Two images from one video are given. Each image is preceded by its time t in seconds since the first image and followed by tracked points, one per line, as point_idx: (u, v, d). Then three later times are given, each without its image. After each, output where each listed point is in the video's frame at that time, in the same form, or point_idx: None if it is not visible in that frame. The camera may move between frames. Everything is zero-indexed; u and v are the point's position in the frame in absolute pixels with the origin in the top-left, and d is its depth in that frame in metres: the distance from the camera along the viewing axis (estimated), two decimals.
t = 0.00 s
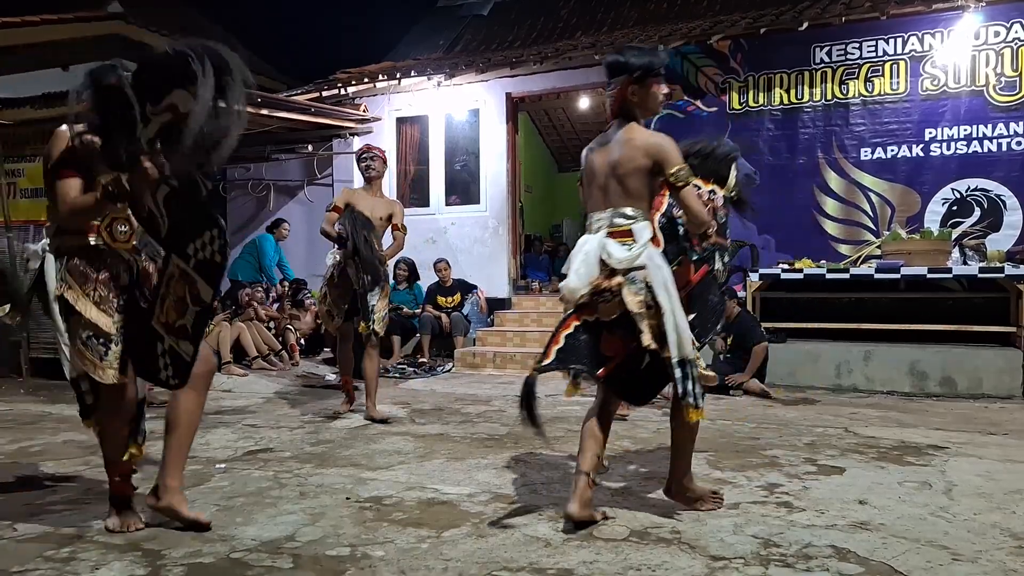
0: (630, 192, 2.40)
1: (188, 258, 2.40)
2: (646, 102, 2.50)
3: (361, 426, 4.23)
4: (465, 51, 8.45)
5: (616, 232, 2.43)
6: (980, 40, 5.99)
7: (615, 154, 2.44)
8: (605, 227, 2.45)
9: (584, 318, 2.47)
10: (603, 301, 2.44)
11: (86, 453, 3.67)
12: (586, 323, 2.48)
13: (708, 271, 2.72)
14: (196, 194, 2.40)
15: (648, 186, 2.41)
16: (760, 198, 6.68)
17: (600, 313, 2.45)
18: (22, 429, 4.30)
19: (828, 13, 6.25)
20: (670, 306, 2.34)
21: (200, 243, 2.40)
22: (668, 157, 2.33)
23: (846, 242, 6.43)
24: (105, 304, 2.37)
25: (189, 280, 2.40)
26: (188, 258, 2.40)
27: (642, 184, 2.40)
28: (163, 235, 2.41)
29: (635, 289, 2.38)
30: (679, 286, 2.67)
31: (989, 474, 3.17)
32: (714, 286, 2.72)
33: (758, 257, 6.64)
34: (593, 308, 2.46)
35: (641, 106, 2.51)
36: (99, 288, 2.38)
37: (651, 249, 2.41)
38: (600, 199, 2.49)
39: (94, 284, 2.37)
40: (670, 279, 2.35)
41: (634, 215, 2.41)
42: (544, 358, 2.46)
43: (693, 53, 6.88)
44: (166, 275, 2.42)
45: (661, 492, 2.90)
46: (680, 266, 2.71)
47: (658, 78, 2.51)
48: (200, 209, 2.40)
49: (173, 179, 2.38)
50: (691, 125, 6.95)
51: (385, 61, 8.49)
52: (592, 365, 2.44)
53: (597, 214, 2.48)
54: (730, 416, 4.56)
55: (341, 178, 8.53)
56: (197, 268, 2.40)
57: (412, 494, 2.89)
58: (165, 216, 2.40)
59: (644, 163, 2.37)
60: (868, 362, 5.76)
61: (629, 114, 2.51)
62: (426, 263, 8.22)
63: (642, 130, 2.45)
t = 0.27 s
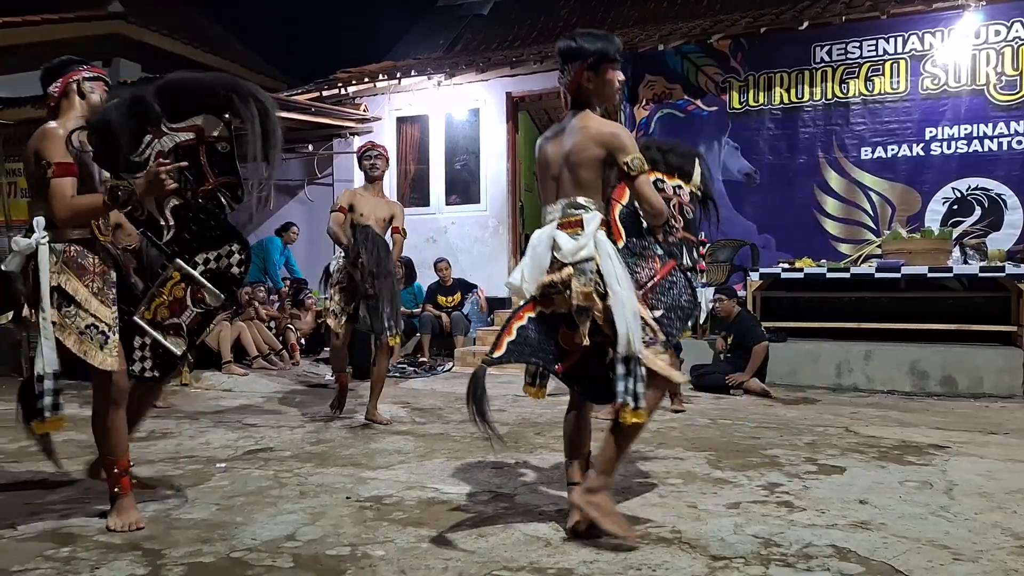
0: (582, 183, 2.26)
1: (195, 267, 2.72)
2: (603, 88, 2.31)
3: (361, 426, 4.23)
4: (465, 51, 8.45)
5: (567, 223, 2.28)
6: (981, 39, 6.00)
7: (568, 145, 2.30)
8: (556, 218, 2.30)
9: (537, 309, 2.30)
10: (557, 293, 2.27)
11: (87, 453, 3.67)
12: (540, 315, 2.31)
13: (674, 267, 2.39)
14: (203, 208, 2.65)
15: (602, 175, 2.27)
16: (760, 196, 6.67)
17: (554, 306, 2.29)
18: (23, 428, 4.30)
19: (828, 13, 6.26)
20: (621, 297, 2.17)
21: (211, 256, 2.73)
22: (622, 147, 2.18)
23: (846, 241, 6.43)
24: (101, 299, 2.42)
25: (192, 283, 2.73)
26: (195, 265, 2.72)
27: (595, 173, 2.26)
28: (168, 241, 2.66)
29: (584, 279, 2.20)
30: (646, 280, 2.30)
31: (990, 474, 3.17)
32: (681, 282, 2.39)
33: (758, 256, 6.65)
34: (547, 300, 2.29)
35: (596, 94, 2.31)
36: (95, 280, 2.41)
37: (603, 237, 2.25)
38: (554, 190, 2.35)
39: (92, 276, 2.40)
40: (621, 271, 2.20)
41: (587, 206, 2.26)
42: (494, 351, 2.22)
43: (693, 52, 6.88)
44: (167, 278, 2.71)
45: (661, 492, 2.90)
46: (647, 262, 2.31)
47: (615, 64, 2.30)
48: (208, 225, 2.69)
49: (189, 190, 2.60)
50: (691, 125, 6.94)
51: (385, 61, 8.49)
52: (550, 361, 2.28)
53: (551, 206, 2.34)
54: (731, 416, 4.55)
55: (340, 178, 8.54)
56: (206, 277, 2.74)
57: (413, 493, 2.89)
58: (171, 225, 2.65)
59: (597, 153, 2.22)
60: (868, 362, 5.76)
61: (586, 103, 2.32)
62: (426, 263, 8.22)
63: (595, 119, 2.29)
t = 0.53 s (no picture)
0: (557, 186, 2.14)
1: (167, 285, 2.70)
2: (580, 85, 2.22)
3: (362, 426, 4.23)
4: (465, 50, 8.46)
5: (537, 227, 2.15)
6: (982, 37, 5.99)
7: (543, 143, 2.18)
8: (526, 221, 2.16)
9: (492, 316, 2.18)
10: (516, 298, 2.14)
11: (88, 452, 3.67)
12: (495, 322, 2.19)
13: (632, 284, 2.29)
14: (180, 231, 2.72)
15: (579, 179, 2.14)
16: (761, 196, 6.64)
17: (510, 312, 2.16)
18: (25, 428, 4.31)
19: (829, 11, 6.30)
20: (583, 314, 2.08)
21: (183, 276, 2.72)
22: (602, 151, 2.08)
23: (848, 241, 6.41)
24: (68, 299, 2.46)
25: (163, 300, 2.70)
26: (167, 284, 2.70)
27: (572, 176, 2.13)
28: (142, 258, 2.68)
29: (551, 287, 2.11)
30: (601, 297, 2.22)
31: (992, 474, 3.15)
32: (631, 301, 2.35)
33: (759, 255, 6.61)
34: (504, 308, 2.17)
35: (573, 92, 2.23)
36: (64, 285, 2.47)
37: (574, 248, 2.14)
38: (525, 192, 2.22)
39: (62, 281, 2.46)
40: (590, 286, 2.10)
41: (560, 210, 2.14)
42: (444, 357, 2.11)
43: (694, 51, 6.87)
44: (135, 293, 2.68)
45: (662, 492, 2.90)
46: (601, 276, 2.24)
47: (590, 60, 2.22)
48: (186, 247, 2.73)
49: (170, 213, 2.69)
50: (692, 124, 6.92)
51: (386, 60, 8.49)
52: (497, 371, 2.17)
53: (521, 206, 2.20)
54: (731, 416, 4.54)
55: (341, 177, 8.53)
56: (177, 297, 2.72)
57: (413, 492, 2.89)
58: (146, 243, 2.68)
59: (575, 154, 2.11)
60: (870, 361, 5.75)
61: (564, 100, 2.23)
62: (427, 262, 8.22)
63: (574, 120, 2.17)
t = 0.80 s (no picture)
0: (524, 162, 2.14)
1: (125, 287, 2.91)
2: (549, 63, 2.23)
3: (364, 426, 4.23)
4: (466, 50, 8.46)
5: (506, 204, 2.14)
6: (984, 36, 5.98)
7: (510, 120, 2.18)
8: (497, 198, 2.16)
9: (459, 296, 2.17)
10: (484, 278, 2.15)
11: (89, 452, 3.67)
12: (463, 303, 2.18)
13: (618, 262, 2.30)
14: (146, 234, 3.03)
15: (546, 155, 2.14)
16: (761, 195, 6.64)
17: (479, 292, 2.16)
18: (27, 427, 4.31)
19: (830, 10, 6.28)
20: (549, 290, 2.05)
21: (143, 279, 2.96)
22: (566, 123, 2.07)
23: (849, 240, 6.40)
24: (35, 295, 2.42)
25: (120, 301, 2.87)
26: (126, 285, 2.91)
27: (538, 152, 2.13)
28: (105, 259, 2.92)
29: (518, 263, 2.10)
30: (585, 275, 2.20)
31: (994, 473, 3.15)
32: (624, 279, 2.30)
33: (761, 254, 6.61)
34: (473, 288, 2.17)
35: (540, 72, 2.23)
36: (27, 278, 2.42)
37: (544, 223, 2.12)
38: (494, 171, 2.22)
39: (27, 273, 2.41)
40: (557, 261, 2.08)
41: (529, 187, 2.13)
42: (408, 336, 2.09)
43: (694, 50, 6.87)
44: (94, 294, 2.84)
45: (664, 491, 2.89)
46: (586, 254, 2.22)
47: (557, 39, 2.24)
48: (146, 251, 2.99)
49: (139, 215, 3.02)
50: (692, 123, 6.91)
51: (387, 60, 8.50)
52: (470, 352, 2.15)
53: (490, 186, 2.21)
54: (732, 415, 4.53)
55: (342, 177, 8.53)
56: (134, 298, 2.91)
57: (414, 492, 2.89)
58: (110, 244, 2.94)
59: (540, 129, 2.11)
60: (871, 360, 5.75)
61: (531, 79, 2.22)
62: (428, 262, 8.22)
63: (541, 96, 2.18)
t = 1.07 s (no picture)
0: (497, 181, 2.17)
1: (89, 278, 2.58)
2: (526, 80, 2.26)
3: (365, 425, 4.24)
4: (467, 49, 8.47)
5: (485, 219, 2.17)
6: (985, 36, 5.97)
7: (487, 138, 2.21)
8: (475, 213, 2.19)
9: (444, 304, 2.17)
10: (470, 290, 2.14)
11: (90, 451, 3.68)
12: (447, 311, 2.18)
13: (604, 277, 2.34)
14: (102, 224, 2.61)
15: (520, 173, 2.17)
16: (762, 195, 6.64)
17: (463, 302, 2.16)
18: (28, 425, 4.32)
19: (832, 10, 6.30)
20: (528, 304, 2.08)
21: (106, 269, 2.60)
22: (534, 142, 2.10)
23: (850, 240, 6.40)
24: None
25: (86, 294, 2.56)
26: (91, 277, 2.58)
27: (511, 170, 2.16)
28: (59, 254, 2.54)
29: (501, 276, 2.10)
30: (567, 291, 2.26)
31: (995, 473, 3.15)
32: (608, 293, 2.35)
33: (762, 254, 6.61)
34: (457, 297, 2.17)
35: (517, 88, 2.26)
36: None
37: (520, 236, 2.16)
38: (473, 188, 2.25)
39: None
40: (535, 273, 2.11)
41: (506, 203, 2.15)
42: (391, 342, 2.09)
43: (696, 50, 6.87)
44: (56, 289, 2.53)
45: (664, 491, 2.89)
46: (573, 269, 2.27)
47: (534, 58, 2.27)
48: (106, 240, 2.61)
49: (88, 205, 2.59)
50: (693, 123, 6.91)
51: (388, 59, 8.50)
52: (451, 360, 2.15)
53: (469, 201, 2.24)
54: (733, 415, 4.53)
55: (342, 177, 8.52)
56: (101, 289, 2.59)
57: (414, 491, 2.89)
58: (64, 238, 2.54)
59: (511, 148, 2.14)
60: (872, 360, 5.74)
61: (506, 95, 2.25)
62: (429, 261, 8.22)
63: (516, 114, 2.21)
